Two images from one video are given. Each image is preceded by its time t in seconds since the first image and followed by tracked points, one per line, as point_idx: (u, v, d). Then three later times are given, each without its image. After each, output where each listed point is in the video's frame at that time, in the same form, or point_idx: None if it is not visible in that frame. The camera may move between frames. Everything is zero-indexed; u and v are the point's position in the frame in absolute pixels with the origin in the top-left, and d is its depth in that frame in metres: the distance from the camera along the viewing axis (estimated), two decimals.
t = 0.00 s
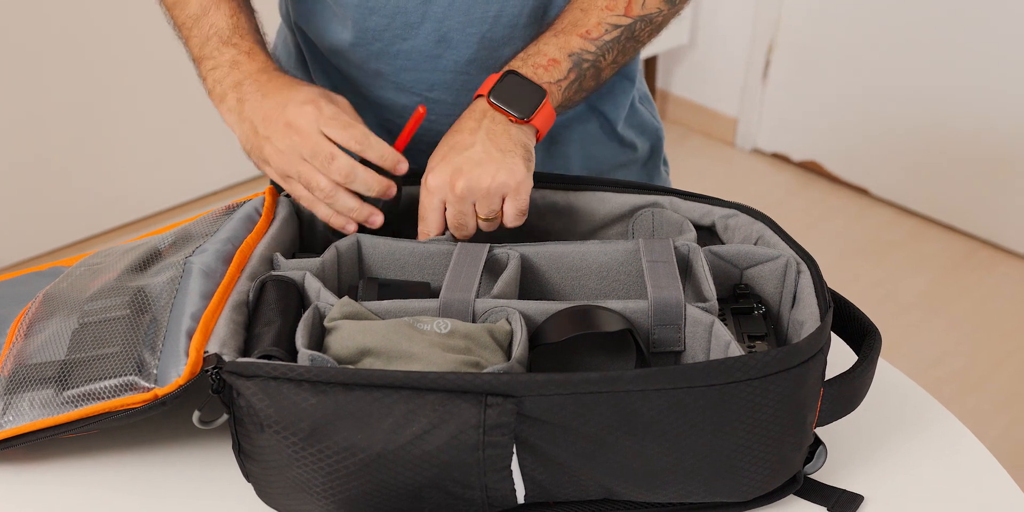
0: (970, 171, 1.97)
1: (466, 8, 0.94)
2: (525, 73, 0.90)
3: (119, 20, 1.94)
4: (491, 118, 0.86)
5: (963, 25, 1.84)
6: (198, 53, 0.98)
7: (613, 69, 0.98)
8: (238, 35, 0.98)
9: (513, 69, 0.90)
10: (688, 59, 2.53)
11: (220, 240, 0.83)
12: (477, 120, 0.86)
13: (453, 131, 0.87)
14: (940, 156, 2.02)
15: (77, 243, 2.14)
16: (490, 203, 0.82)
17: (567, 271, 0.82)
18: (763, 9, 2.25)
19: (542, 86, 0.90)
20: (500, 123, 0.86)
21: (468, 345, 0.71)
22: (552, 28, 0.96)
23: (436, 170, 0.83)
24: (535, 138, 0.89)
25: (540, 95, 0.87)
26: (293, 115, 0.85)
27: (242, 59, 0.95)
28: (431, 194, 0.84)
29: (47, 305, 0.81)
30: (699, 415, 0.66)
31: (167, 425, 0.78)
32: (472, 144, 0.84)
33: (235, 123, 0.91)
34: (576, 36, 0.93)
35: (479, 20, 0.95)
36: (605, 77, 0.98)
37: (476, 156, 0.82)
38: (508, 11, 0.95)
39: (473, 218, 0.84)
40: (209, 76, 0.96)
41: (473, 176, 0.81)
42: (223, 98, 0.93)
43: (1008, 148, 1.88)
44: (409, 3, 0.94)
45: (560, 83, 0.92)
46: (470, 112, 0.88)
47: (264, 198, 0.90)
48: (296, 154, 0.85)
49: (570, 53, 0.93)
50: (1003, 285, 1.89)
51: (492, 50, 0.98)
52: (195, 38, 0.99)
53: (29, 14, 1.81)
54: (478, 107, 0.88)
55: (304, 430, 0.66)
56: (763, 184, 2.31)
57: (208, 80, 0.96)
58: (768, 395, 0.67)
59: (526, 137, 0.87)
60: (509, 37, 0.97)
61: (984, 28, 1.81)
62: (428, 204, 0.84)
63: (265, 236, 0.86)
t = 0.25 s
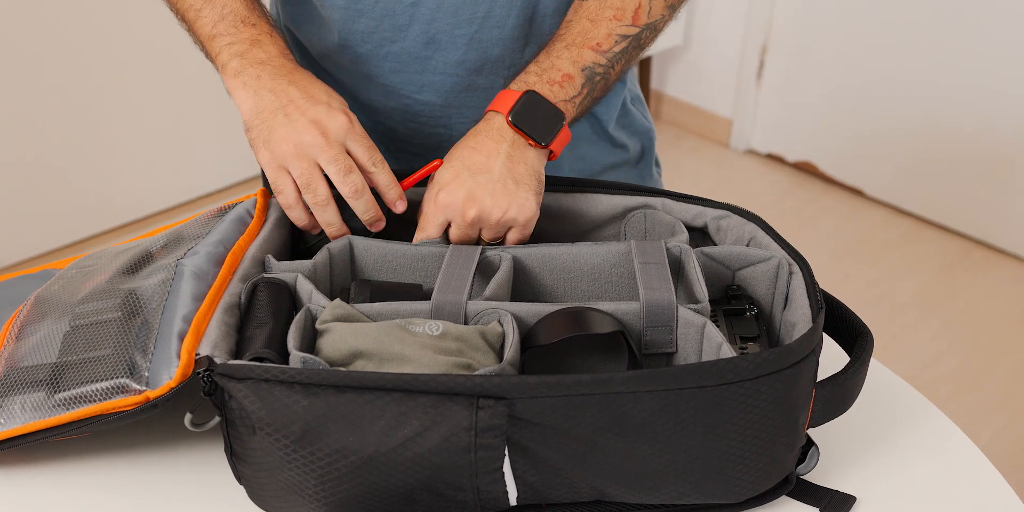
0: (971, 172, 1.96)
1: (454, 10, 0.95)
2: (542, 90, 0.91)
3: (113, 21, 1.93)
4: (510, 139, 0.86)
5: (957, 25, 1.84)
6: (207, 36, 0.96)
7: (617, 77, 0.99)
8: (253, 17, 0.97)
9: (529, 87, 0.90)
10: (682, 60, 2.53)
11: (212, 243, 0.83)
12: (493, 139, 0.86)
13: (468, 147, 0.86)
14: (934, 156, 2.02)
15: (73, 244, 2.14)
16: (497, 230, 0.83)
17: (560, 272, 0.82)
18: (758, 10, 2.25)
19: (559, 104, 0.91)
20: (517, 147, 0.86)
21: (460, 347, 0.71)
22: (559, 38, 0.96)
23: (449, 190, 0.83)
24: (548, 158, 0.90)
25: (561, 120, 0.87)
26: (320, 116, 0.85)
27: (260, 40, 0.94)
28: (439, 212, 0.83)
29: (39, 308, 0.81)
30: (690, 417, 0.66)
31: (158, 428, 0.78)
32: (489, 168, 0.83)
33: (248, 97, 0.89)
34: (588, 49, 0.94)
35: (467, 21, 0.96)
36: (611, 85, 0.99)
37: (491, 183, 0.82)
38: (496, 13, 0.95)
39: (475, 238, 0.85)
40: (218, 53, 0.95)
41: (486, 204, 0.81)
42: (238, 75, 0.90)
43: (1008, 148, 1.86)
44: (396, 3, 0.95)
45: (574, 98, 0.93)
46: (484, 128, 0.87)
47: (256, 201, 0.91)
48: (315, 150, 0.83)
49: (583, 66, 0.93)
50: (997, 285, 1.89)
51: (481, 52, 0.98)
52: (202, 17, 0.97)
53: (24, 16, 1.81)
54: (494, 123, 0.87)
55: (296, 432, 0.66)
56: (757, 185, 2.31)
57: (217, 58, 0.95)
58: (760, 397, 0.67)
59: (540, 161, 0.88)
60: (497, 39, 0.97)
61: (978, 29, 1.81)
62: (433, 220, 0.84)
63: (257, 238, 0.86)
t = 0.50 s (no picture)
0: (971, 172, 1.96)
1: (451, 11, 0.95)
2: (550, 97, 0.90)
3: (112, 21, 1.93)
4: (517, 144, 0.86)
5: (958, 26, 1.84)
6: (218, 19, 0.95)
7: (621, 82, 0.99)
8: None
9: (537, 93, 0.89)
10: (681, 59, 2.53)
11: (210, 242, 0.83)
12: (500, 142, 0.86)
13: (475, 146, 0.86)
14: (934, 155, 2.02)
15: (73, 244, 2.14)
16: (495, 229, 0.82)
17: (559, 272, 0.82)
18: (758, 10, 2.25)
19: (567, 111, 0.91)
20: (524, 152, 0.86)
21: (459, 347, 0.71)
22: (564, 44, 0.96)
23: (453, 182, 0.82)
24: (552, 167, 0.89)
25: (568, 129, 0.87)
26: (331, 116, 0.85)
27: (274, 22, 0.93)
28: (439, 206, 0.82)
29: (37, 308, 0.81)
30: (689, 417, 0.66)
31: (156, 428, 0.78)
32: (495, 167, 0.83)
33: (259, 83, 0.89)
34: (594, 55, 0.94)
35: (463, 23, 0.96)
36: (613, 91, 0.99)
37: (497, 182, 0.82)
38: (492, 14, 0.95)
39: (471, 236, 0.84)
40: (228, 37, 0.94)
41: (491, 201, 0.81)
42: (252, 58, 0.90)
43: (1008, 148, 1.86)
44: (393, 5, 0.95)
45: (581, 105, 0.93)
46: (492, 130, 0.87)
47: (254, 200, 0.91)
48: (317, 150, 0.83)
49: (589, 73, 0.93)
50: (997, 285, 1.89)
51: (476, 53, 0.98)
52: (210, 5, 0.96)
53: (24, 15, 1.80)
54: (502, 127, 0.87)
55: (294, 432, 0.66)
56: (757, 185, 2.31)
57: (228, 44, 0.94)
58: (759, 398, 0.67)
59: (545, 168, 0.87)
60: (492, 40, 0.97)
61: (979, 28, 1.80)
62: (433, 213, 0.83)
63: (256, 238, 0.86)
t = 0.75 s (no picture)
0: (971, 172, 1.96)
1: (448, 10, 0.95)
2: (555, 100, 0.90)
3: (111, 21, 1.93)
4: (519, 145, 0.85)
5: (958, 25, 1.84)
6: (231, 29, 0.97)
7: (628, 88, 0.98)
8: (277, 10, 0.97)
9: (542, 96, 0.89)
10: (681, 59, 2.53)
11: (210, 242, 0.83)
12: (502, 142, 0.86)
13: (479, 143, 0.86)
14: (935, 154, 2.02)
15: (73, 243, 2.13)
16: (487, 226, 0.82)
17: (559, 272, 0.82)
18: (758, 9, 2.25)
19: (572, 114, 0.90)
20: (527, 154, 0.85)
21: (458, 347, 0.71)
22: (570, 48, 0.96)
23: (451, 176, 0.82)
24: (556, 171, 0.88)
25: (573, 131, 0.87)
26: (326, 121, 0.85)
27: (285, 33, 0.94)
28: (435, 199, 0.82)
29: (36, 307, 0.81)
30: (689, 417, 0.66)
31: (156, 428, 0.78)
32: (495, 165, 0.83)
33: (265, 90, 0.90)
34: (599, 58, 0.94)
35: (459, 21, 0.96)
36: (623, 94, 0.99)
37: (494, 180, 0.82)
38: (488, 10, 0.96)
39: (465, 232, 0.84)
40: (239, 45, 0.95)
41: (486, 197, 0.81)
42: (262, 66, 0.91)
43: (1009, 148, 1.86)
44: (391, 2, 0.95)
45: (586, 109, 0.92)
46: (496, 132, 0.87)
47: (254, 200, 0.91)
48: (310, 153, 0.83)
49: (595, 76, 0.93)
50: (997, 285, 1.89)
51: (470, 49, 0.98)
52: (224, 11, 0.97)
53: (24, 14, 1.80)
54: (507, 128, 0.87)
55: (294, 432, 0.66)
56: (756, 184, 2.31)
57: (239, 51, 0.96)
58: (759, 397, 0.66)
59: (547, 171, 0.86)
60: (486, 35, 0.98)
61: (980, 28, 1.80)
62: (429, 206, 0.82)
63: (255, 238, 0.86)
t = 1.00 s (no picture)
0: (971, 172, 1.96)
1: (447, 13, 0.95)
2: (543, 92, 0.90)
3: (110, 21, 1.93)
4: (508, 133, 0.86)
5: (959, 25, 1.84)
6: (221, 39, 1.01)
7: (618, 82, 0.98)
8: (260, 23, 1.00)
9: (530, 88, 0.89)
10: (681, 58, 2.53)
11: (210, 241, 0.83)
12: (492, 130, 0.86)
13: (470, 135, 0.86)
14: (935, 153, 2.01)
15: (71, 243, 2.14)
16: (489, 210, 0.82)
17: (559, 271, 0.82)
18: (758, 9, 2.25)
19: (559, 106, 0.91)
20: (517, 141, 0.86)
21: (458, 346, 0.71)
22: (561, 43, 0.96)
23: (449, 163, 0.82)
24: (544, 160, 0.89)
25: (560, 122, 0.87)
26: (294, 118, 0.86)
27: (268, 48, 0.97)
28: (435, 187, 0.81)
29: (37, 306, 0.81)
30: (689, 417, 0.66)
31: (155, 427, 0.78)
32: (490, 151, 0.83)
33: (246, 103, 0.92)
34: (589, 54, 0.93)
35: (459, 24, 0.96)
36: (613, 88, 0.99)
37: (491, 162, 0.82)
38: (488, 14, 0.95)
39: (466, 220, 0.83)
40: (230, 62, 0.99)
41: (486, 179, 0.81)
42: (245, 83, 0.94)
43: (1009, 147, 1.86)
44: (389, 5, 0.95)
45: (574, 102, 0.93)
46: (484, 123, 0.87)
47: (254, 199, 0.90)
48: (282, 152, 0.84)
49: (584, 71, 0.93)
50: (998, 284, 1.89)
51: (472, 52, 0.98)
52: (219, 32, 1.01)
53: (24, 14, 1.80)
54: (495, 119, 0.87)
55: (294, 432, 0.66)
56: (757, 183, 2.31)
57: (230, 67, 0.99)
58: (759, 397, 0.66)
59: (537, 160, 0.87)
60: (487, 40, 0.98)
61: (981, 28, 1.80)
62: (430, 193, 0.81)
63: (255, 237, 0.86)
